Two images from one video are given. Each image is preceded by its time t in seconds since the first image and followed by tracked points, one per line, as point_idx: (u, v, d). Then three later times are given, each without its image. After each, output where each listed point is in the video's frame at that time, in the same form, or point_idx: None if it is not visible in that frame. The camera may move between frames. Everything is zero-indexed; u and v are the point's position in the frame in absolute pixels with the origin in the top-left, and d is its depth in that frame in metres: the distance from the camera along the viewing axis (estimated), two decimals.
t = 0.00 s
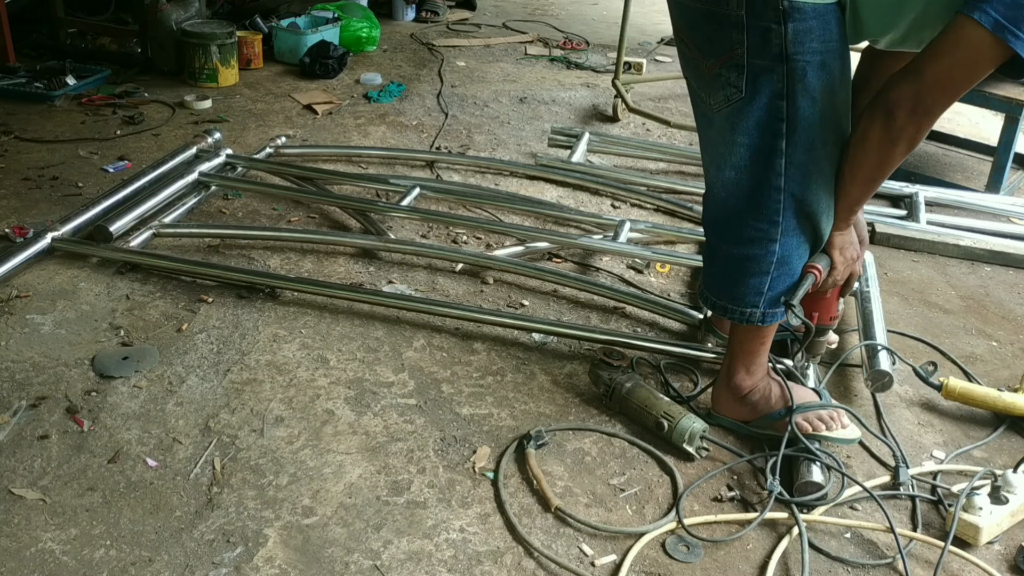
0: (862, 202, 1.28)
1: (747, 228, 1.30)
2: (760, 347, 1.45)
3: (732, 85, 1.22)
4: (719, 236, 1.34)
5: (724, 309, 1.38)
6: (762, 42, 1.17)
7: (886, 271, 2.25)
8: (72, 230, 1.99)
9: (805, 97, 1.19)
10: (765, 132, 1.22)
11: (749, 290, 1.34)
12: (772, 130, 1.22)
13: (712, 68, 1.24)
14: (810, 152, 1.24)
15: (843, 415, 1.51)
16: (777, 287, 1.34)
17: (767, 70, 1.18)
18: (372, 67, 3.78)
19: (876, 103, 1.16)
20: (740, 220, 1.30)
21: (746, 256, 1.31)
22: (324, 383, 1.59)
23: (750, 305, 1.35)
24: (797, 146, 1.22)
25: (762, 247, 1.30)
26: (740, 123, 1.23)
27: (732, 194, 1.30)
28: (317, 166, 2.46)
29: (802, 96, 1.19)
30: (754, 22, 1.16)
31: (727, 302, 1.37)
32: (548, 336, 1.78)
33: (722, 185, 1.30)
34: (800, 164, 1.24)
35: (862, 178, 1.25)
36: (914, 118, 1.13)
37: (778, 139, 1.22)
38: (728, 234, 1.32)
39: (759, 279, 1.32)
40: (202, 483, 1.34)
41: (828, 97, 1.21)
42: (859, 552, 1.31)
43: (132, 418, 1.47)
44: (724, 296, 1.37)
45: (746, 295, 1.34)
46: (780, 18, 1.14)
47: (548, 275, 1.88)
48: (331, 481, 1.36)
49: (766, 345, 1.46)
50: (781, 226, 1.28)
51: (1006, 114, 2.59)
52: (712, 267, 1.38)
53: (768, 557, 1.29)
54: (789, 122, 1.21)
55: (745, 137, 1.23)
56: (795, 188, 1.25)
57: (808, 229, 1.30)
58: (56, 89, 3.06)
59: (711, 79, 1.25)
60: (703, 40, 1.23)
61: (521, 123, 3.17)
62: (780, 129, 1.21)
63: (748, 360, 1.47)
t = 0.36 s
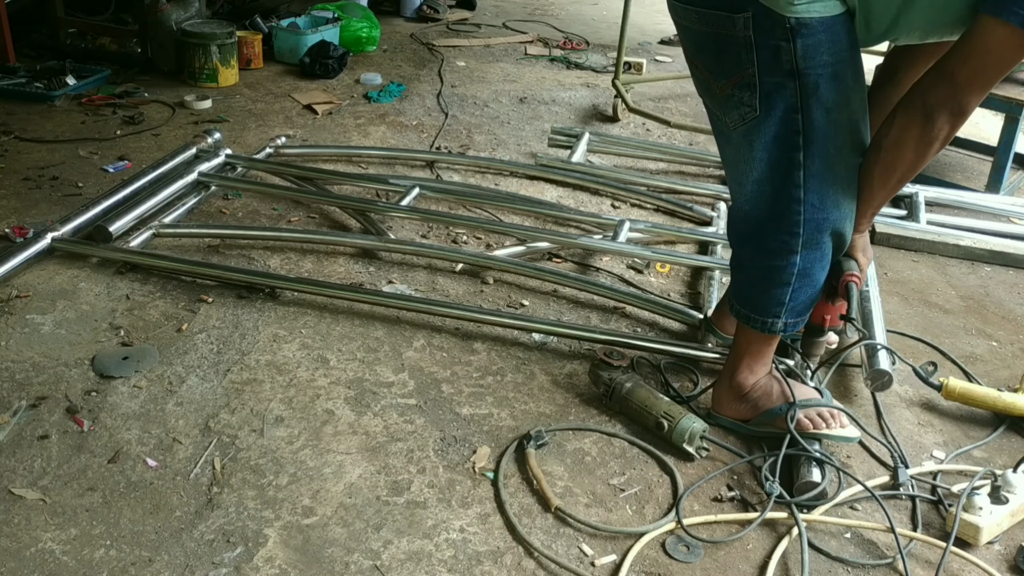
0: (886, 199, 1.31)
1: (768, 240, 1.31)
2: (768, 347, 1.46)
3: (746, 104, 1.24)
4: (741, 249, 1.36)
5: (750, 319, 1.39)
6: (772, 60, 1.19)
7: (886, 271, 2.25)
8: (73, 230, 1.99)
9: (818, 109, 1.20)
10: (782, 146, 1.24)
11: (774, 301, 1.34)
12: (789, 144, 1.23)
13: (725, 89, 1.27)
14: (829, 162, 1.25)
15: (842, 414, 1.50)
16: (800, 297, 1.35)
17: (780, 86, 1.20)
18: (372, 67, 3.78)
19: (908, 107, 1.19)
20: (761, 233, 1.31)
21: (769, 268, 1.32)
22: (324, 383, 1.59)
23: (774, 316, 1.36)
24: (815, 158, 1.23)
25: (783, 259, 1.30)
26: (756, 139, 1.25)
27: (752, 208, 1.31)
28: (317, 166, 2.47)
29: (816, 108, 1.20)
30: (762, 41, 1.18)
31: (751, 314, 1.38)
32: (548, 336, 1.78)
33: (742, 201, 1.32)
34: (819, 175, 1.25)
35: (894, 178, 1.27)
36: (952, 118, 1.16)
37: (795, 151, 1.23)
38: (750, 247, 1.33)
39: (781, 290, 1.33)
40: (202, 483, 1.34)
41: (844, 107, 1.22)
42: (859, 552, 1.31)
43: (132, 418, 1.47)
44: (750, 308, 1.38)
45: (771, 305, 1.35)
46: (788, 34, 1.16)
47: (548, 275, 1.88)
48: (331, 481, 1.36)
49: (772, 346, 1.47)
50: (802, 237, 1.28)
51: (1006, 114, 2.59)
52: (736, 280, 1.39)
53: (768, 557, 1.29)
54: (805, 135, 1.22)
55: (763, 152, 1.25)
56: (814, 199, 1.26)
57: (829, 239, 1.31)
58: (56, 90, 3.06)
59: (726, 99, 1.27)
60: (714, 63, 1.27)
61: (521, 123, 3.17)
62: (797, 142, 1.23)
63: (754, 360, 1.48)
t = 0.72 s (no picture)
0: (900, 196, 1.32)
1: (779, 244, 1.30)
2: (769, 348, 1.46)
3: (755, 110, 1.23)
4: (750, 256, 1.34)
5: (762, 325, 1.38)
6: (781, 65, 1.19)
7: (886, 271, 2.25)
8: (73, 230, 1.99)
9: (828, 111, 1.20)
10: (792, 149, 1.23)
11: (785, 305, 1.34)
12: (799, 148, 1.23)
13: (732, 95, 1.26)
14: (840, 165, 1.24)
15: (842, 415, 1.50)
16: (812, 301, 1.34)
17: (789, 91, 1.20)
18: (372, 67, 3.78)
19: (922, 107, 1.19)
20: (771, 239, 1.30)
21: (781, 272, 1.31)
22: (324, 383, 1.59)
23: (787, 322, 1.36)
24: (826, 160, 1.23)
25: (796, 263, 1.30)
26: (766, 146, 1.24)
27: (762, 214, 1.30)
28: (317, 166, 2.47)
29: (826, 111, 1.20)
30: (771, 46, 1.19)
31: (763, 321, 1.37)
32: (549, 336, 1.78)
33: (752, 208, 1.31)
34: (831, 177, 1.24)
35: (910, 177, 1.28)
36: (967, 117, 1.17)
37: (806, 155, 1.23)
38: (760, 252, 1.32)
39: (794, 294, 1.32)
40: (202, 483, 1.34)
41: (854, 111, 1.22)
42: (859, 552, 1.31)
43: (132, 418, 1.47)
44: (761, 313, 1.37)
45: (782, 310, 1.34)
46: (797, 39, 1.16)
47: (548, 275, 1.88)
48: (331, 481, 1.36)
49: (774, 347, 1.46)
50: (814, 240, 1.28)
51: (1005, 114, 2.59)
52: (745, 286, 1.38)
53: (768, 557, 1.29)
54: (815, 139, 1.22)
55: (773, 157, 1.24)
56: (826, 201, 1.25)
57: (841, 242, 1.30)
58: (56, 89, 3.06)
59: (733, 106, 1.27)
60: (721, 70, 1.27)
61: (521, 123, 3.17)
62: (807, 145, 1.22)
63: (755, 361, 1.48)
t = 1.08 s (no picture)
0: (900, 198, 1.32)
1: (776, 246, 1.30)
2: (767, 348, 1.46)
3: (752, 111, 1.23)
4: (747, 257, 1.34)
5: (761, 327, 1.38)
6: (778, 66, 1.19)
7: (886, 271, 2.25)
8: (73, 230, 1.99)
9: (825, 113, 1.20)
10: (789, 151, 1.23)
11: (784, 307, 1.34)
12: (797, 149, 1.23)
13: (729, 96, 1.26)
14: (838, 167, 1.24)
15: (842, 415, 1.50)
16: (810, 303, 1.34)
17: (786, 92, 1.20)
18: (372, 67, 3.78)
19: (921, 107, 1.19)
20: (769, 240, 1.30)
21: (778, 274, 1.31)
22: (324, 383, 1.59)
23: (785, 324, 1.36)
24: (823, 162, 1.23)
25: (793, 265, 1.30)
26: (763, 147, 1.24)
27: (760, 215, 1.30)
28: (317, 166, 2.47)
29: (823, 112, 1.20)
30: (767, 47, 1.18)
31: (761, 323, 1.37)
32: (548, 336, 1.78)
33: (749, 210, 1.31)
34: (828, 179, 1.24)
35: (909, 179, 1.28)
36: (966, 117, 1.17)
37: (804, 156, 1.23)
38: (758, 254, 1.32)
39: (792, 296, 1.32)
40: (202, 483, 1.34)
41: (851, 112, 1.22)
42: (859, 552, 1.31)
43: (132, 418, 1.47)
44: (760, 315, 1.37)
45: (781, 312, 1.34)
46: (794, 40, 1.16)
47: (548, 275, 1.88)
48: (331, 481, 1.36)
49: (774, 348, 1.47)
50: (811, 242, 1.28)
51: (1005, 114, 2.59)
52: (743, 287, 1.38)
53: (767, 557, 1.29)
54: (812, 140, 1.22)
55: (771, 159, 1.24)
56: (824, 203, 1.25)
57: (839, 243, 1.30)
58: (56, 90, 3.06)
59: (730, 107, 1.27)
60: (718, 71, 1.27)
61: (521, 123, 3.16)
62: (804, 147, 1.22)
63: (755, 362, 1.48)
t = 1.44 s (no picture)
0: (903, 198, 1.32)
1: (778, 246, 1.30)
2: (768, 349, 1.46)
3: (754, 111, 1.23)
4: (749, 258, 1.34)
5: (762, 328, 1.38)
6: (780, 66, 1.19)
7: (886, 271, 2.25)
8: (73, 230, 1.99)
9: (827, 113, 1.20)
10: (791, 151, 1.23)
11: (785, 308, 1.34)
12: (798, 149, 1.23)
13: (731, 96, 1.26)
14: (840, 166, 1.24)
15: (842, 416, 1.50)
16: (812, 303, 1.34)
17: (788, 92, 1.20)
18: (372, 67, 3.78)
19: (923, 108, 1.20)
20: (770, 240, 1.31)
21: (780, 275, 1.31)
22: (324, 383, 1.59)
23: (787, 324, 1.36)
24: (824, 162, 1.23)
25: (795, 265, 1.30)
26: (764, 147, 1.24)
27: (761, 216, 1.30)
28: (317, 166, 2.47)
29: (825, 112, 1.20)
30: (770, 47, 1.18)
31: (763, 323, 1.37)
32: (548, 336, 1.78)
33: (750, 209, 1.31)
34: (830, 179, 1.24)
35: (912, 178, 1.28)
36: (968, 117, 1.17)
37: (805, 156, 1.23)
38: (759, 254, 1.32)
39: (793, 296, 1.32)
40: (202, 483, 1.34)
41: (853, 112, 1.22)
42: (859, 552, 1.31)
43: (132, 418, 1.47)
44: (761, 316, 1.37)
45: (783, 312, 1.34)
46: (796, 40, 1.16)
47: (548, 275, 1.88)
48: (331, 481, 1.36)
49: (774, 348, 1.47)
50: (813, 242, 1.28)
51: (1005, 114, 2.59)
52: (744, 288, 1.38)
53: (768, 557, 1.29)
54: (814, 140, 1.22)
55: (772, 159, 1.24)
56: (825, 203, 1.25)
57: (840, 243, 1.30)
58: (56, 90, 3.06)
59: (732, 107, 1.27)
60: (720, 70, 1.27)
61: (521, 123, 3.16)
62: (806, 147, 1.22)
63: (755, 362, 1.48)
